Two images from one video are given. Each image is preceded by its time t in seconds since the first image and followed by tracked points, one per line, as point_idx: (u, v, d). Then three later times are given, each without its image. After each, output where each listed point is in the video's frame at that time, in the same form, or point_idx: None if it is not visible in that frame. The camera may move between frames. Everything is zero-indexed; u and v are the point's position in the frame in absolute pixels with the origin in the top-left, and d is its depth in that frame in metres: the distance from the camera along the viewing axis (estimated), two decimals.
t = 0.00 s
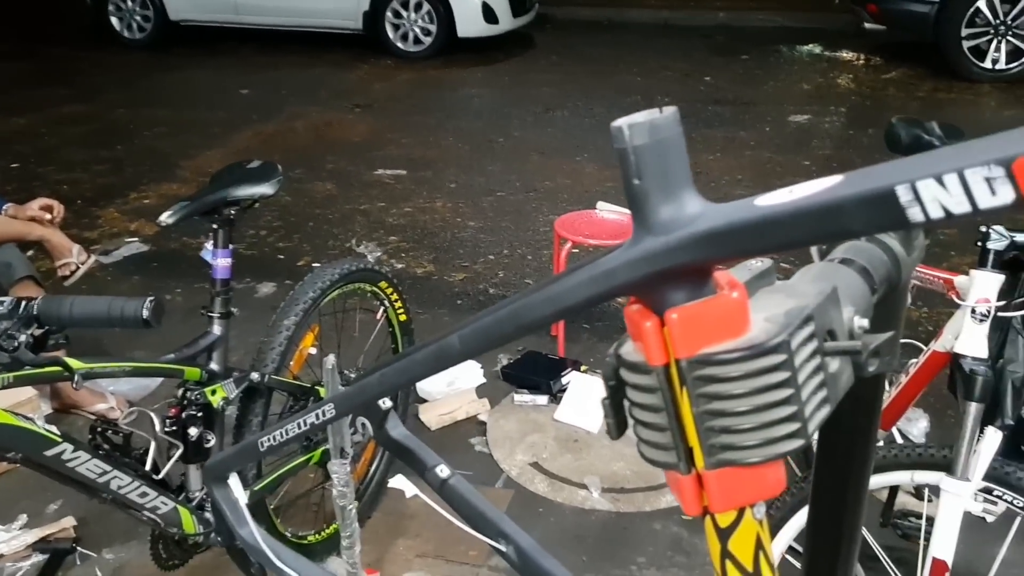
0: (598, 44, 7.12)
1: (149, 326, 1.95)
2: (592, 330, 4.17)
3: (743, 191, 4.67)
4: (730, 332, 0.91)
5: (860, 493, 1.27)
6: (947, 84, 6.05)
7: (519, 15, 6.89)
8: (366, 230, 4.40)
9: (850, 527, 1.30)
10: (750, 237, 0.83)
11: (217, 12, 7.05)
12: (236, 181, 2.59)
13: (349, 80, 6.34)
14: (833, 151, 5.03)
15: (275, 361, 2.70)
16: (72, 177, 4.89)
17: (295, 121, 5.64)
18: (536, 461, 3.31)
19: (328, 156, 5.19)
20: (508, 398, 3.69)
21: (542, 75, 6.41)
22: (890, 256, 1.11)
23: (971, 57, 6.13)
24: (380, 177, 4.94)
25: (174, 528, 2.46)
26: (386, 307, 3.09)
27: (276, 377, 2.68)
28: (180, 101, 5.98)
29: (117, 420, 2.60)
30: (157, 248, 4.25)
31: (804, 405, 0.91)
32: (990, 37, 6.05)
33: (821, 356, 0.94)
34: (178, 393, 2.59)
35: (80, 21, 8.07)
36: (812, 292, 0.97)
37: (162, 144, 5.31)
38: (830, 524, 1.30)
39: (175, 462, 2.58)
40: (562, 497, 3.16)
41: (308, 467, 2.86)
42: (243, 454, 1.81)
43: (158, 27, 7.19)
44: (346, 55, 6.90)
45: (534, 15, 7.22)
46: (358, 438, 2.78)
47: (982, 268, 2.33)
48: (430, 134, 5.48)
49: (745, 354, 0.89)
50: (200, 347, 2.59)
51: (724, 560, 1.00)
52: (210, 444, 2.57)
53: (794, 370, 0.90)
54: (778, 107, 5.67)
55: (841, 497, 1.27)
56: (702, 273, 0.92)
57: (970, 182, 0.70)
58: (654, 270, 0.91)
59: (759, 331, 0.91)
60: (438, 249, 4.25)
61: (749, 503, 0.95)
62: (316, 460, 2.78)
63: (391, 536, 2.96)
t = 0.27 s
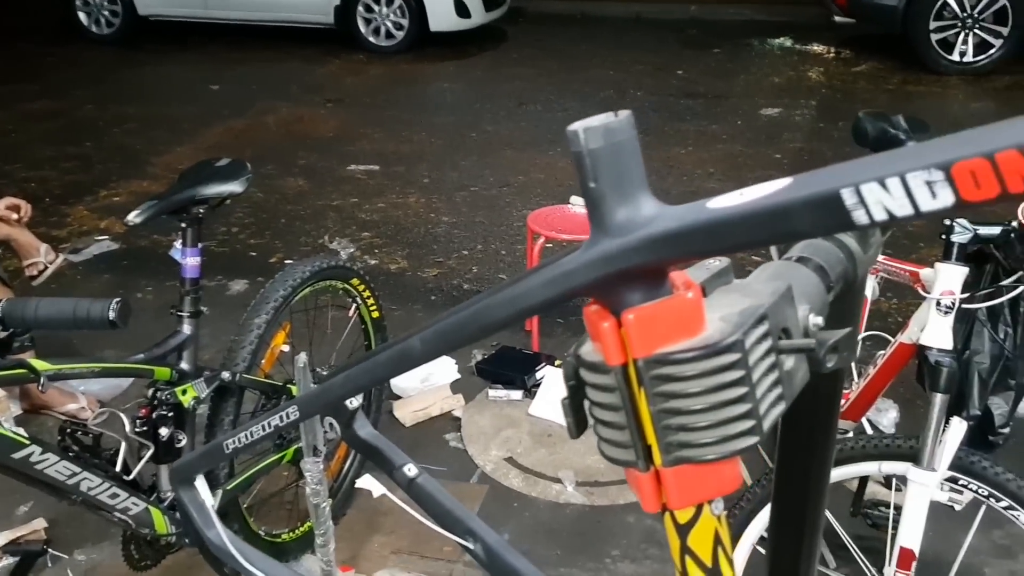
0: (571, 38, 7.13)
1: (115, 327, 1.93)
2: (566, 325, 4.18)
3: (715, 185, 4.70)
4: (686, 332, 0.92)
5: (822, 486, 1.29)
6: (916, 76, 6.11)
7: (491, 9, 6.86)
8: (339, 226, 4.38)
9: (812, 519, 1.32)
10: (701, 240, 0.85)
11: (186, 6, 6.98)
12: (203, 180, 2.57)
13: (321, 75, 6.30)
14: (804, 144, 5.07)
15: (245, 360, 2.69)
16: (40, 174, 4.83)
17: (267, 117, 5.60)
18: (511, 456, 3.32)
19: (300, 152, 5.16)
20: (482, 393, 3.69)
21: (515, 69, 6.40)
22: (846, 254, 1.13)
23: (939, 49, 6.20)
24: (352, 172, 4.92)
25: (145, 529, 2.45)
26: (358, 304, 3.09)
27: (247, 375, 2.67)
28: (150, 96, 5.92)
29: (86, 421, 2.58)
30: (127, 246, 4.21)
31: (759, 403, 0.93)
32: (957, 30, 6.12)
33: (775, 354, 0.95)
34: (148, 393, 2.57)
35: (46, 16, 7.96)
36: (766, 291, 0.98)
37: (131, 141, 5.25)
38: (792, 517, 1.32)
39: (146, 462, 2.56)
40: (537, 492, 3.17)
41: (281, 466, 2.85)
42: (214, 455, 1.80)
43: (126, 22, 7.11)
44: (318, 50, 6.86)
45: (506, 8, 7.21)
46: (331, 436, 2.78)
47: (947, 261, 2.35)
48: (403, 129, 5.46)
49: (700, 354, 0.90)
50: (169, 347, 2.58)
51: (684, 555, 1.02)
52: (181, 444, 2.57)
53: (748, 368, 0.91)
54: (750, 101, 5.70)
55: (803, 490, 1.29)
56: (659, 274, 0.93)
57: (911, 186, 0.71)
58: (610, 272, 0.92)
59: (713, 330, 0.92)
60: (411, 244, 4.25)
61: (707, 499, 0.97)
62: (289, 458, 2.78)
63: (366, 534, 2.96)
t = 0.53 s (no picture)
0: (550, 33, 7.13)
1: (87, 329, 1.92)
2: (545, 321, 4.20)
3: (693, 180, 4.73)
4: (647, 333, 0.93)
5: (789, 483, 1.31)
6: (892, 70, 6.16)
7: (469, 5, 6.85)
8: (318, 224, 4.37)
9: (780, 516, 1.33)
10: (659, 242, 0.86)
11: (162, 3, 6.93)
12: (177, 179, 2.56)
13: (299, 72, 6.27)
14: (781, 138, 5.10)
15: (222, 360, 2.68)
16: (15, 174, 4.79)
17: (244, 114, 5.57)
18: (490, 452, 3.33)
19: (279, 149, 5.14)
20: (463, 390, 3.70)
21: (494, 65, 6.40)
22: (809, 253, 1.14)
23: (914, 43, 6.25)
24: (331, 169, 4.91)
25: (123, 530, 2.44)
26: (336, 302, 3.09)
27: (224, 376, 2.66)
28: (126, 94, 5.88)
29: (62, 423, 2.57)
30: (104, 245, 4.19)
31: (718, 402, 0.94)
32: (933, 24, 6.18)
33: (735, 354, 0.97)
34: (124, 394, 2.55)
35: (20, 14, 7.88)
36: (727, 292, 1.00)
37: (108, 139, 5.21)
38: (761, 514, 1.34)
39: (123, 463, 2.55)
40: (517, 488, 3.18)
41: (259, 465, 2.85)
42: (191, 456, 1.81)
43: (102, 19, 7.05)
44: (296, 46, 6.83)
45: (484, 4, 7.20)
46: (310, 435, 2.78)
47: (918, 255, 2.38)
48: (381, 125, 5.45)
49: (660, 355, 0.91)
50: (145, 348, 2.57)
51: (648, 553, 1.03)
52: (158, 445, 2.54)
53: (707, 369, 0.92)
54: (728, 95, 5.73)
55: (770, 487, 1.31)
56: (620, 276, 0.94)
57: (858, 191, 0.72)
58: (571, 274, 0.93)
59: (674, 331, 0.93)
60: (391, 241, 4.24)
61: (669, 498, 0.98)
62: (268, 458, 2.78)
63: (347, 532, 2.96)
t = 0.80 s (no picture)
0: (529, 32, 7.14)
1: (55, 337, 1.91)
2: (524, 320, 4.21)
3: (672, 178, 4.75)
4: (599, 336, 0.94)
5: (750, 480, 1.32)
6: (869, 67, 6.21)
7: (448, 5, 6.86)
8: (296, 226, 4.36)
9: (742, 512, 1.35)
10: (607, 248, 0.88)
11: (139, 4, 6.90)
12: (150, 184, 2.55)
13: (278, 73, 6.26)
14: (759, 136, 5.13)
15: (198, 364, 2.67)
16: None
17: (223, 116, 5.55)
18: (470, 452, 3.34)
19: (257, 151, 5.13)
20: (443, 391, 3.70)
21: (473, 65, 6.40)
22: (762, 255, 1.16)
23: (890, 40, 6.30)
24: (309, 171, 4.90)
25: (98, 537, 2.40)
26: (313, 305, 3.09)
27: (200, 380, 2.65)
28: (103, 97, 5.85)
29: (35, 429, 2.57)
30: (81, 249, 4.17)
31: (669, 404, 0.95)
32: (908, 22, 6.23)
33: (686, 355, 0.99)
34: (98, 400, 2.56)
35: None
36: (678, 295, 1.01)
37: (85, 143, 5.19)
38: (723, 509, 1.35)
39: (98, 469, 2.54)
40: (497, 488, 3.19)
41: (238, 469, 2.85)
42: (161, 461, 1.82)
43: (78, 22, 7.02)
44: (274, 47, 6.81)
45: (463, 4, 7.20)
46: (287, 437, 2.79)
47: (889, 252, 2.40)
48: (360, 126, 5.44)
49: (611, 358, 0.93)
50: (120, 353, 2.56)
51: (604, 551, 1.04)
52: (134, 450, 2.58)
53: (657, 371, 0.94)
54: (706, 94, 5.76)
55: (732, 484, 1.32)
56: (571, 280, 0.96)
57: (792, 198, 0.74)
58: (523, 281, 0.94)
59: (625, 334, 0.95)
60: (370, 243, 4.24)
61: (622, 497, 1.00)
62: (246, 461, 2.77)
63: (326, 535, 2.96)
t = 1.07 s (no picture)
0: (505, 31, 7.14)
1: (18, 346, 1.90)
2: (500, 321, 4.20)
3: (648, 177, 4.76)
4: (554, 342, 0.94)
5: (714, 480, 1.33)
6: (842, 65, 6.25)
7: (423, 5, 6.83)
8: (270, 228, 4.34)
9: (707, 513, 1.35)
10: (559, 255, 0.87)
11: (110, 6, 6.84)
12: (118, 190, 2.52)
13: (252, 74, 6.22)
14: (734, 134, 5.15)
15: (168, 371, 2.65)
16: None
17: (196, 118, 5.51)
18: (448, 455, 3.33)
19: (231, 153, 5.09)
20: (419, 394, 3.69)
21: (449, 65, 6.38)
22: (719, 258, 1.17)
23: (863, 38, 6.34)
24: (283, 173, 4.88)
25: (69, 547, 2.38)
26: (285, 310, 3.08)
27: (171, 387, 2.62)
28: (74, 100, 5.79)
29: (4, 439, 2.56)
30: (51, 255, 4.13)
31: (625, 409, 0.96)
32: (881, 19, 6.28)
33: (642, 359, 0.99)
34: (67, 408, 2.54)
35: None
36: (633, 300, 1.02)
37: (55, 147, 5.14)
38: (688, 510, 1.35)
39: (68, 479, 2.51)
40: (474, 490, 3.19)
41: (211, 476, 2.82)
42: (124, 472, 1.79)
43: (47, 24, 6.96)
44: (247, 48, 6.77)
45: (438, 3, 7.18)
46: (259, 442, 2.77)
47: (858, 251, 2.39)
48: (334, 127, 5.42)
49: (566, 364, 0.92)
50: (89, 360, 2.53)
51: (564, 556, 1.04)
52: (104, 459, 2.54)
53: (613, 376, 0.94)
54: (681, 92, 5.78)
55: (696, 484, 1.32)
56: (526, 287, 0.95)
57: (734, 206, 0.74)
58: (477, 288, 0.94)
59: (580, 340, 0.95)
60: (344, 245, 4.22)
61: (581, 502, 1.00)
62: (218, 468, 2.74)
63: (302, 541, 2.95)
